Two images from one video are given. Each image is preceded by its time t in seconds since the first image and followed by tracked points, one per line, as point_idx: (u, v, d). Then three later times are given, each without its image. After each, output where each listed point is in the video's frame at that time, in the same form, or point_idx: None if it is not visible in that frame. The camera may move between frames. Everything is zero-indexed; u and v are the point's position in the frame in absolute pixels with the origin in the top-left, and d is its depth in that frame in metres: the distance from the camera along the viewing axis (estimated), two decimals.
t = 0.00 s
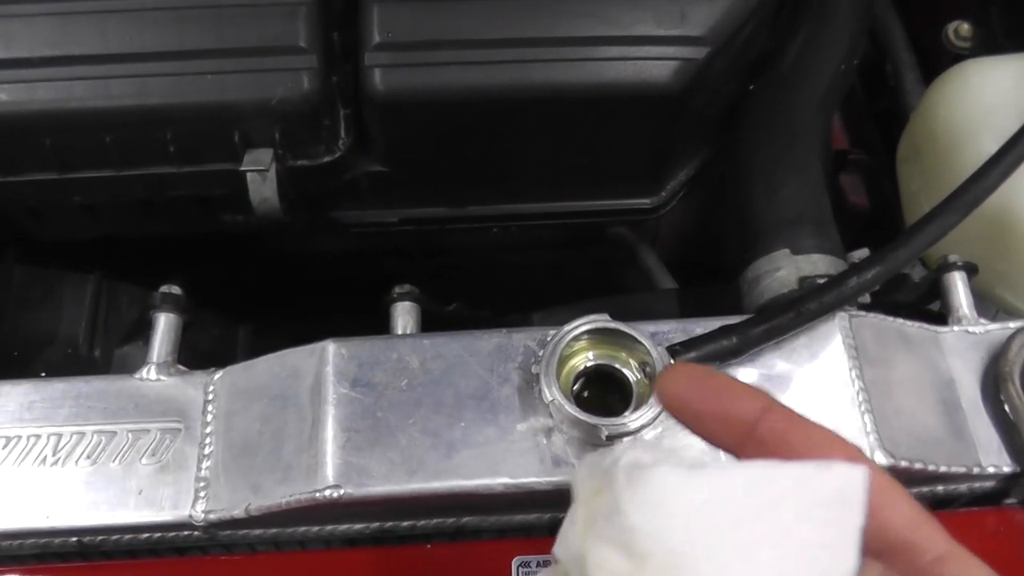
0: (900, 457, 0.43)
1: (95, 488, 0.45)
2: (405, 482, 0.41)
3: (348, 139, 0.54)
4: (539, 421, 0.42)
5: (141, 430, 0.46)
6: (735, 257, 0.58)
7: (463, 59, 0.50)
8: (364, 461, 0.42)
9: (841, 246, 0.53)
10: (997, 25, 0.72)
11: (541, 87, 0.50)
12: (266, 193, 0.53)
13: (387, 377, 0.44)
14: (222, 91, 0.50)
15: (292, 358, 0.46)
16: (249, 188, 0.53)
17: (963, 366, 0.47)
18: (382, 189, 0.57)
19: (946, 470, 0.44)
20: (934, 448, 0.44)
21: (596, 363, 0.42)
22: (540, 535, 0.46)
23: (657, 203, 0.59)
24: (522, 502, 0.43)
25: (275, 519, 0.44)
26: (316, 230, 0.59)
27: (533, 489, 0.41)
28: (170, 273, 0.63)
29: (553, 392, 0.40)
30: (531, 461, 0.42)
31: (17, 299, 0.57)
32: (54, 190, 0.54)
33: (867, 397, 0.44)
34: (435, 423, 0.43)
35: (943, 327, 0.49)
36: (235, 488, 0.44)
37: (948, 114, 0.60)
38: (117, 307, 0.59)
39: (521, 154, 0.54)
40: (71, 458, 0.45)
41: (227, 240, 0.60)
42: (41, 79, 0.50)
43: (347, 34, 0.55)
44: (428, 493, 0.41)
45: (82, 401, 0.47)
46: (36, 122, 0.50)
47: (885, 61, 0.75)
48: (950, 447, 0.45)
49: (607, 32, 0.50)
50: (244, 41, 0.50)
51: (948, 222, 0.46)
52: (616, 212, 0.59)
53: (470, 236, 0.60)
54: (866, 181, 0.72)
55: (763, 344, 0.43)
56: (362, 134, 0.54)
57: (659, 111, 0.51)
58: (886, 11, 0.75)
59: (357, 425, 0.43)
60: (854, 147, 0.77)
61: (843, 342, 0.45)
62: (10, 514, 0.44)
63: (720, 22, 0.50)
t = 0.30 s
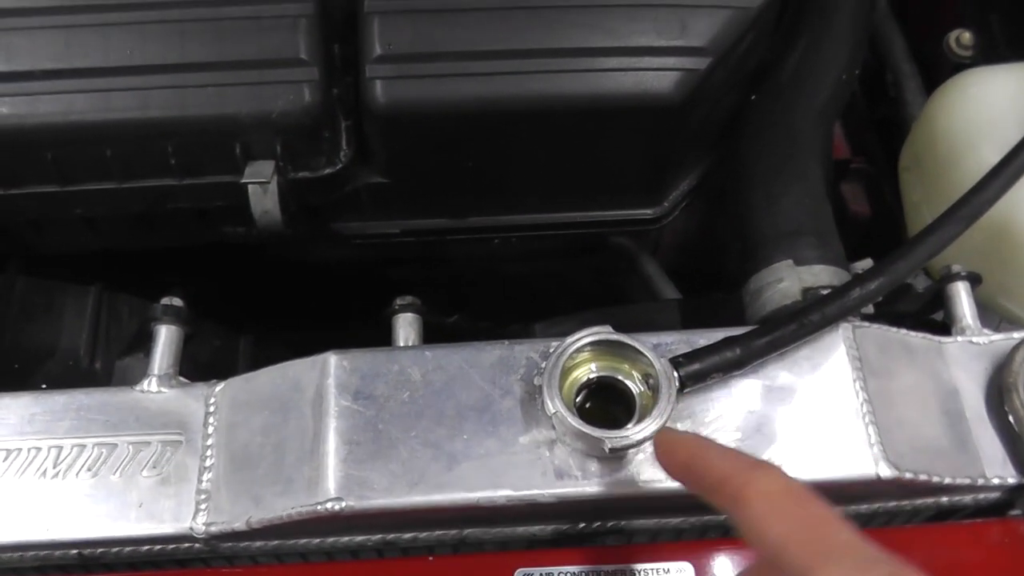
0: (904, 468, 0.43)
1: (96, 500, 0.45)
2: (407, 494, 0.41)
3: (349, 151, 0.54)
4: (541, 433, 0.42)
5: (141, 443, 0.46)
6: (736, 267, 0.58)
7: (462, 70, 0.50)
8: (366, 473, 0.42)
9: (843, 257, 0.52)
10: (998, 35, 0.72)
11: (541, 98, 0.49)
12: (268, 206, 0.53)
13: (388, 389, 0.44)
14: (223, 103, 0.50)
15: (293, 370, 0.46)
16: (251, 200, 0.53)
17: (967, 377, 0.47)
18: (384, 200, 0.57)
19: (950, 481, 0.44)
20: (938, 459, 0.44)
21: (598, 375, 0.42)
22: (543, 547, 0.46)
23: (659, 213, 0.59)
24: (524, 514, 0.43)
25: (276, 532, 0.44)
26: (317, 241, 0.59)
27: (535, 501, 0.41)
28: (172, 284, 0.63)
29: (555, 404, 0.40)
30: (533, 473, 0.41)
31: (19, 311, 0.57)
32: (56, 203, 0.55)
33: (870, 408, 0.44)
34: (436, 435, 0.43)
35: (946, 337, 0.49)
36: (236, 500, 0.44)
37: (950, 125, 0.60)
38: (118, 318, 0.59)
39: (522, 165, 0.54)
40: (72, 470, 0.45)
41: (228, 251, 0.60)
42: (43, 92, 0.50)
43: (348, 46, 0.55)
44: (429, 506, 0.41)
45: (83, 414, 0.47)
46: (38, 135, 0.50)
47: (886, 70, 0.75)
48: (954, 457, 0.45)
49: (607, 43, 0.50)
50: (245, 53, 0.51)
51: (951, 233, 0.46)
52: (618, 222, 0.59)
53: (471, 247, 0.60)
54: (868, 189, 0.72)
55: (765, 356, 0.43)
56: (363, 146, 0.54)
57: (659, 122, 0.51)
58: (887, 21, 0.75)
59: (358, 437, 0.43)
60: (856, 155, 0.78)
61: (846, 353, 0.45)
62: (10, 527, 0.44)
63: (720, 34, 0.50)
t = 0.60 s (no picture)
0: (904, 476, 0.43)
1: (96, 505, 0.45)
2: (407, 501, 0.41)
3: (350, 155, 0.54)
4: (541, 440, 0.42)
5: (142, 448, 0.46)
6: (737, 272, 0.58)
7: (462, 75, 0.50)
8: (366, 480, 0.42)
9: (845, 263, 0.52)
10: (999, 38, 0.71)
11: (542, 103, 0.49)
12: (268, 211, 0.53)
13: (388, 396, 0.44)
14: (223, 108, 0.50)
15: (293, 376, 0.46)
16: (251, 205, 0.53)
17: (967, 383, 0.47)
18: (384, 205, 0.57)
19: (950, 488, 0.44)
20: (938, 466, 0.44)
21: (597, 382, 0.42)
22: (543, 553, 0.46)
23: (660, 218, 0.59)
24: (525, 521, 0.43)
25: (276, 537, 0.44)
26: (318, 244, 0.59)
27: (535, 508, 0.41)
28: (172, 287, 0.63)
29: (556, 411, 0.40)
30: (533, 480, 0.41)
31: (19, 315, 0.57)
32: (56, 207, 0.55)
33: (870, 415, 0.44)
34: (436, 441, 0.43)
35: (946, 344, 0.49)
36: (236, 506, 0.44)
37: (953, 131, 0.60)
38: (119, 322, 0.59)
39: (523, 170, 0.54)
40: (72, 475, 0.45)
41: (228, 254, 0.60)
42: (43, 97, 0.50)
43: (348, 50, 0.55)
44: (429, 513, 0.41)
45: (82, 419, 0.47)
46: (38, 139, 0.50)
47: (887, 74, 0.75)
48: (954, 464, 0.45)
49: (608, 48, 0.50)
50: (245, 58, 0.50)
51: (952, 240, 0.46)
52: (616, 226, 0.59)
53: (471, 251, 0.60)
54: (868, 192, 0.72)
55: (765, 363, 0.43)
56: (363, 150, 0.54)
57: (659, 128, 0.51)
58: (888, 24, 0.75)
59: (358, 444, 0.43)
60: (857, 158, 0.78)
61: (847, 360, 0.45)
62: (11, 532, 0.44)
63: (721, 39, 0.50)
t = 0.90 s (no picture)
0: (905, 481, 0.43)
1: (101, 507, 0.45)
2: (411, 504, 0.41)
3: (356, 161, 0.54)
4: (545, 445, 0.42)
5: (147, 450, 0.46)
6: (740, 278, 0.58)
7: (468, 82, 0.50)
8: (370, 483, 0.42)
9: (847, 270, 0.52)
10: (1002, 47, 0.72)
11: (548, 110, 0.50)
12: (275, 215, 0.53)
13: (393, 399, 0.44)
14: (230, 114, 0.50)
15: (299, 379, 0.46)
16: (257, 210, 0.54)
17: (968, 390, 0.47)
18: (389, 210, 0.57)
19: (951, 494, 0.44)
20: (939, 472, 0.44)
21: (600, 387, 0.41)
22: (546, 556, 0.46)
23: (663, 224, 0.59)
24: (527, 525, 0.43)
25: (280, 540, 0.44)
26: (322, 248, 0.59)
27: (539, 511, 0.41)
28: (177, 290, 0.64)
29: (559, 416, 0.41)
30: (536, 484, 0.42)
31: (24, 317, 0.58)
32: (63, 210, 0.55)
33: (871, 421, 0.44)
34: (441, 444, 0.43)
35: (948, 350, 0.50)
36: (241, 508, 0.44)
37: (956, 141, 0.60)
38: (123, 325, 0.60)
39: (528, 176, 0.54)
40: (77, 477, 0.45)
41: (233, 258, 0.60)
42: (51, 101, 0.50)
43: (355, 56, 0.56)
44: (433, 516, 0.41)
45: (88, 421, 0.47)
46: (45, 143, 0.50)
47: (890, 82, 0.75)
48: (955, 470, 0.45)
49: (613, 56, 0.51)
50: (252, 64, 0.51)
51: (954, 247, 0.46)
52: (622, 232, 0.60)
53: (475, 256, 0.60)
54: (870, 200, 0.72)
55: (768, 369, 0.43)
56: (369, 156, 0.54)
57: (663, 135, 0.52)
58: (891, 32, 0.76)
59: (363, 447, 0.43)
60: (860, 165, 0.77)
61: (849, 366, 0.45)
62: (16, 533, 0.44)
63: (726, 47, 0.51)
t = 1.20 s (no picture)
0: (905, 481, 0.43)
1: (105, 503, 0.45)
2: (414, 502, 0.42)
3: (360, 160, 0.54)
4: (547, 443, 0.43)
5: (151, 447, 0.47)
6: (742, 279, 0.58)
7: (473, 83, 0.50)
8: (374, 480, 0.42)
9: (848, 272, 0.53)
10: (1004, 52, 0.72)
11: (552, 110, 0.50)
12: (279, 214, 0.53)
13: (396, 397, 0.44)
14: (236, 113, 0.50)
15: (303, 378, 0.46)
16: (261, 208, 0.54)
17: (968, 392, 0.48)
18: (393, 209, 0.57)
19: (952, 494, 0.44)
20: (940, 472, 0.45)
21: (603, 386, 0.42)
22: (547, 555, 0.46)
23: (666, 225, 0.60)
24: (529, 523, 0.43)
25: (283, 536, 0.44)
26: (326, 247, 0.60)
27: (541, 509, 0.42)
28: (180, 289, 0.64)
29: (561, 414, 0.41)
30: (538, 482, 0.42)
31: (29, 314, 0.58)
32: (68, 207, 0.55)
33: (872, 422, 0.44)
34: (444, 443, 0.43)
35: (949, 352, 0.50)
36: (244, 505, 0.44)
37: (960, 145, 0.60)
38: (127, 322, 0.60)
39: (531, 177, 0.54)
40: (81, 473, 0.46)
41: (237, 257, 0.61)
42: (57, 99, 0.50)
43: (359, 56, 0.56)
44: (436, 513, 0.41)
45: (92, 417, 0.47)
46: (51, 141, 0.51)
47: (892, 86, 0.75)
48: (955, 471, 0.45)
49: (617, 57, 0.51)
50: (258, 63, 0.51)
51: (955, 249, 0.46)
52: (625, 233, 0.60)
53: (478, 256, 0.60)
54: (871, 204, 0.72)
55: (770, 369, 0.44)
56: (373, 155, 0.54)
57: (667, 136, 0.52)
58: (893, 36, 0.76)
59: (366, 444, 0.43)
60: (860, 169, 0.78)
61: (850, 367, 0.45)
62: (21, 528, 0.45)
63: (729, 49, 0.51)
